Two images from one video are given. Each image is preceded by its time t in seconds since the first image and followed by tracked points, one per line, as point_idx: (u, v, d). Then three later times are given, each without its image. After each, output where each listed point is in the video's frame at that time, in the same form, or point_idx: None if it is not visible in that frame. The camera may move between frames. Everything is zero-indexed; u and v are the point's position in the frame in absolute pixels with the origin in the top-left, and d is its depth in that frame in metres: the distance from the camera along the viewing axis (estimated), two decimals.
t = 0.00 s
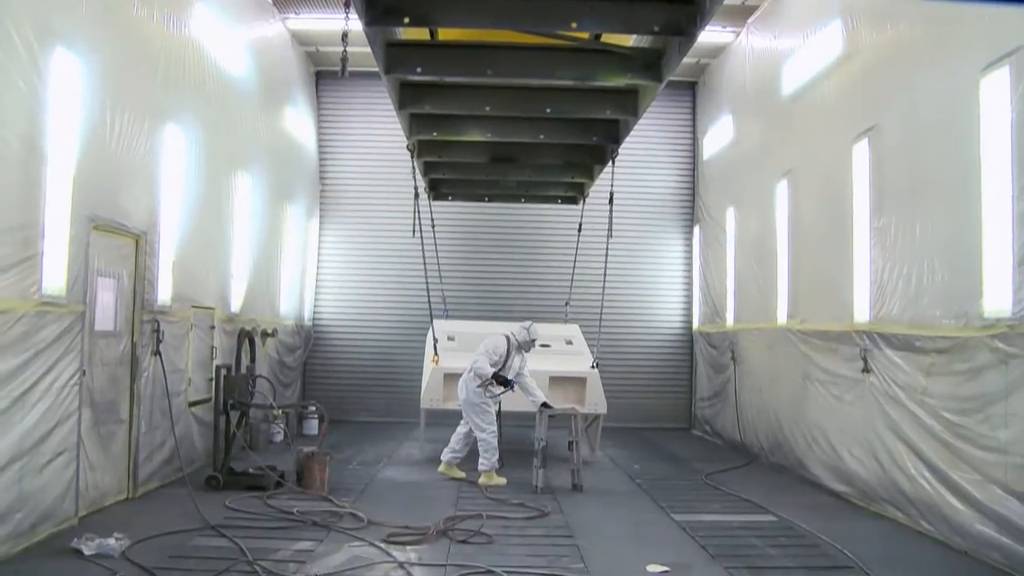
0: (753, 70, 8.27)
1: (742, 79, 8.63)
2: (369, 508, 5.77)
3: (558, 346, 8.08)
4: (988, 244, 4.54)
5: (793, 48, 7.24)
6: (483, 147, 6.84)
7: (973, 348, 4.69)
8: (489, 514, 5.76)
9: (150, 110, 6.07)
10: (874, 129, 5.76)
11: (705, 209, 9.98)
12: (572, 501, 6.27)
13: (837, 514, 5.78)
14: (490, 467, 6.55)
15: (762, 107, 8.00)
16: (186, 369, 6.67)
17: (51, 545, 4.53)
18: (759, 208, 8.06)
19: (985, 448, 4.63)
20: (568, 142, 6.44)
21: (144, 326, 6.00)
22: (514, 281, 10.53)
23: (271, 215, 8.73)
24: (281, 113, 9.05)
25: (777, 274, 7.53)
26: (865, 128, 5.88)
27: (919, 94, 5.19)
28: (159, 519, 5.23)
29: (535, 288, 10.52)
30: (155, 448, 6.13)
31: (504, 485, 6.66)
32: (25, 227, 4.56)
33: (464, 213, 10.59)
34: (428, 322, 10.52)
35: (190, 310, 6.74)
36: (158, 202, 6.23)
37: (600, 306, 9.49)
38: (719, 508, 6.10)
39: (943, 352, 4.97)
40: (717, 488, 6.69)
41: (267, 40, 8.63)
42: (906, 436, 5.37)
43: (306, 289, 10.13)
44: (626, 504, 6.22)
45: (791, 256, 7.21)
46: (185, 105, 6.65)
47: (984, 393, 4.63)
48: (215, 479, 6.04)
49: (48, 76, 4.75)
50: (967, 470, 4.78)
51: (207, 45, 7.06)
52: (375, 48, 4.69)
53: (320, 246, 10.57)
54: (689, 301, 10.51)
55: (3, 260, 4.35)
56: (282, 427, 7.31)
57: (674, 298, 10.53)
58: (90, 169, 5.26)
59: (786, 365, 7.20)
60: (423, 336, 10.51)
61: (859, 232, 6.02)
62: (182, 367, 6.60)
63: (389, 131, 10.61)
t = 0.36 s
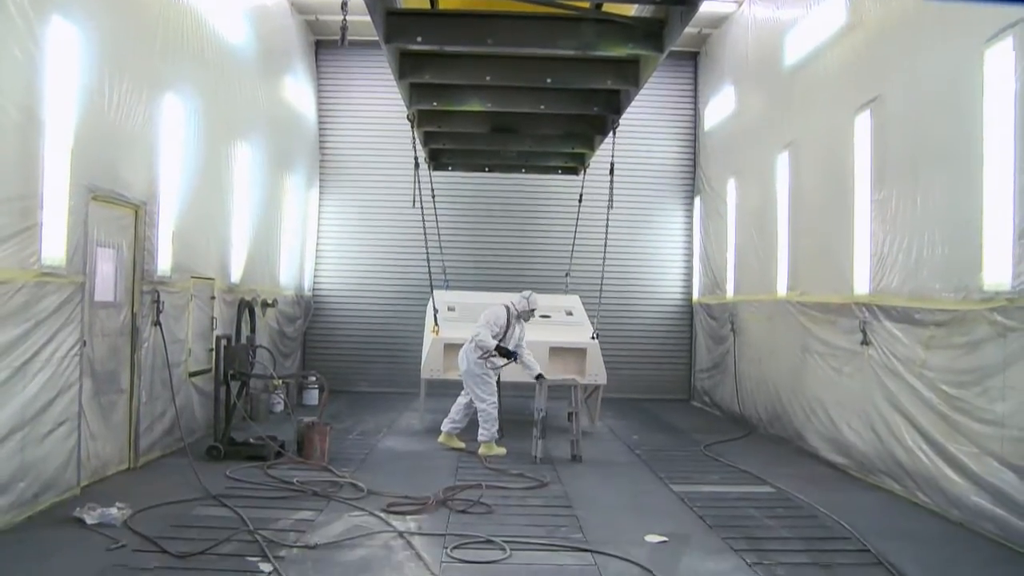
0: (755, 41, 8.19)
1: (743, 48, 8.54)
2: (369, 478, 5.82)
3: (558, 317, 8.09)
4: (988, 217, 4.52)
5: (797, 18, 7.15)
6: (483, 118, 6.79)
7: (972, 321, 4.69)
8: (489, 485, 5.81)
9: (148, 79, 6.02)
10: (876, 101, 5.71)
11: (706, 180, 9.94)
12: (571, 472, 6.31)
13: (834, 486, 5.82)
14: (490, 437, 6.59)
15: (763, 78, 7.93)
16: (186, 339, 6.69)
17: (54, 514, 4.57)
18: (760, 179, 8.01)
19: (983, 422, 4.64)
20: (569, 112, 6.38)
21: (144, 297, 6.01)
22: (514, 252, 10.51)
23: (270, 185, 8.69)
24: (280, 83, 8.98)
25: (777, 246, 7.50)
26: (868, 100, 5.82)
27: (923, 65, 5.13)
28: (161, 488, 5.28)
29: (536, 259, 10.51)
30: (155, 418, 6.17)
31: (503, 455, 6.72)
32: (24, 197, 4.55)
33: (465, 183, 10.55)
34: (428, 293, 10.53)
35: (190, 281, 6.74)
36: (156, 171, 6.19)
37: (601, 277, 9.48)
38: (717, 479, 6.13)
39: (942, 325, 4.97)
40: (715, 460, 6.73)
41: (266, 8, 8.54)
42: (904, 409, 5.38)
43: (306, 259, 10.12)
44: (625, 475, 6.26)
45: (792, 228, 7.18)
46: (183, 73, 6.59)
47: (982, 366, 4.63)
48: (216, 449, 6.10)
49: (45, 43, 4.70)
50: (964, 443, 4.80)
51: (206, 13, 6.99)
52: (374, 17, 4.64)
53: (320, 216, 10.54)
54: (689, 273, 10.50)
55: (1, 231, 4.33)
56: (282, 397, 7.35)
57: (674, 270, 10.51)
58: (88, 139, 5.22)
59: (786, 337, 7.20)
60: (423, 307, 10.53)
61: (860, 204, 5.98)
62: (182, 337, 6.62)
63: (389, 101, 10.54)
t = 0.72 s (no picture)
0: (762, 16, 8.10)
1: (750, 23, 8.46)
2: (374, 454, 5.87)
3: (563, 293, 8.09)
4: (995, 195, 4.49)
5: None
6: (488, 95, 6.75)
7: (977, 299, 4.67)
8: (493, 460, 5.85)
9: (152, 54, 6.00)
10: (883, 76, 5.65)
11: (711, 156, 9.89)
12: (575, 448, 6.35)
13: (837, 463, 5.84)
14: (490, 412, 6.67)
15: (770, 53, 7.85)
16: (192, 316, 6.73)
17: (62, 489, 4.63)
18: (766, 155, 7.96)
19: (986, 399, 4.64)
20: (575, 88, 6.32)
21: (150, 273, 6.02)
22: (519, 228, 10.50)
23: (275, 160, 8.68)
24: (285, 58, 8.93)
25: (782, 222, 7.47)
26: (875, 76, 5.77)
27: (932, 40, 5.07)
28: (168, 464, 5.34)
29: (541, 235, 10.51)
30: (162, 394, 6.21)
31: (508, 431, 6.76)
32: (30, 174, 4.56)
33: (469, 159, 10.52)
34: (432, 269, 10.54)
35: (196, 257, 6.76)
36: (161, 146, 6.18)
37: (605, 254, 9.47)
38: (721, 455, 6.16)
39: (947, 302, 4.95)
40: (719, 436, 6.75)
41: None
42: (908, 386, 5.38)
43: (311, 235, 10.12)
44: (629, 451, 6.29)
45: (797, 205, 7.15)
46: (188, 49, 6.57)
47: (987, 344, 4.62)
48: (222, 425, 6.15)
49: (47, 19, 4.68)
50: (967, 420, 4.81)
51: None
52: None
53: (325, 191, 10.54)
54: (694, 249, 10.48)
55: (7, 208, 4.35)
56: (288, 373, 7.39)
57: (679, 246, 10.49)
58: (92, 115, 5.21)
59: (791, 314, 7.19)
60: (428, 283, 10.55)
61: (866, 181, 5.95)
62: (188, 313, 6.65)
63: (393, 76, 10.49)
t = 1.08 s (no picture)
0: None
1: None
2: (378, 427, 5.91)
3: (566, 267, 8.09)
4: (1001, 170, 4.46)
5: None
6: (491, 68, 6.70)
7: (981, 274, 4.65)
8: (497, 433, 5.88)
9: (154, 27, 5.96)
10: (890, 49, 5.59)
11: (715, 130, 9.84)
12: (579, 421, 6.38)
13: (840, 437, 5.85)
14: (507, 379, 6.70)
15: (776, 25, 7.76)
16: (196, 289, 6.75)
17: (68, 462, 4.68)
18: (771, 127, 7.90)
19: (989, 374, 4.63)
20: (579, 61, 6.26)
21: (154, 247, 6.03)
22: (523, 201, 10.47)
23: (278, 133, 8.64)
24: (287, 29, 8.86)
25: (787, 196, 7.44)
26: (882, 48, 5.71)
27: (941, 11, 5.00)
28: (174, 437, 5.38)
29: (545, 208, 10.48)
30: (167, 368, 6.25)
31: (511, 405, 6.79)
32: (32, 148, 4.54)
33: (473, 132, 10.46)
34: (436, 243, 10.54)
35: (199, 231, 6.76)
36: (164, 120, 6.16)
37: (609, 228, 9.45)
38: (724, 429, 6.18)
39: (951, 278, 4.93)
40: (722, 410, 6.78)
41: None
42: (911, 360, 5.38)
43: (315, 209, 10.10)
44: (632, 424, 6.32)
45: (802, 179, 7.11)
46: (190, 21, 6.52)
47: (990, 319, 4.61)
48: (226, 398, 6.19)
49: None
50: (969, 395, 4.81)
51: None
52: None
53: (329, 164, 10.51)
54: (699, 223, 10.45)
55: (10, 182, 4.34)
56: (292, 347, 7.43)
57: (683, 220, 10.47)
58: (94, 88, 5.18)
59: (795, 288, 7.18)
60: (432, 257, 10.55)
61: (871, 154, 5.91)
62: (192, 287, 6.67)
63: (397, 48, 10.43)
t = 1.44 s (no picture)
0: None
1: None
2: (379, 402, 5.94)
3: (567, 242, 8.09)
4: (1003, 145, 4.45)
5: None
6: (491, 42, 6.64)
7: (982, 250, 4.64)
8: (497, 408, 5.91)
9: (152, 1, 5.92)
10: (894, 22, 5.54)
11: (716, 104, 9.78)
12: (579, 396, 6.40)
13: (839, 411, 5.87)
14: (498, 359, 6.91)
15: None
16: (196, 265, 6.76)
17: (71, 437, 4.71)
18: (772, 102, 7.85)
19: (988, 349, 4.64)
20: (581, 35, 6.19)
21: (153, 223, 6.03)
22: (524, 176, 10.44)
23: (277, 108, 8.60)
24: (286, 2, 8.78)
25: (787, 171, 7.41)
26: (885, 21, 5.66)
27: None
28: (175, 412, 5.42)
29: (545, 183, 10.45)
30: (167, 343, 6.28)
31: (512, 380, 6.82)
32: (30, 124, 4.52)
33: (474, 106, 10.41)
34: (436, 218, 10.53)
35: (199, 207, 6.76)
36: (162, 95, 6.13)
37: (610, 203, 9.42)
38: (724, 404, 6.20)
39: (952, 253, 4.92)
40: (722, 384, 6.80)
41: None
42: (911, 335, 5.39)
43: (315, 183, 10.08)
44: (632, 399, 6.35)
45: (803, 154, 7.08)
46: None
47: (990, 295, 4.60)
48: (227, 373, 6.22)
49: None
50: (969, 370, 4.82)
51: None
52: None
53: (329, 138, 10.47)
54: (699, 197, 10.43)
55: (8, 158, 4.33)
56: (292, 322, 7.45)
57: (684, 194, 10.44)
58: (92, 63, 5.16)
59: (795, 263, 7.18)
60: (432, 232, 10.54)
61: (873, 130, 5.87)
62: (192, 263, 6.68)
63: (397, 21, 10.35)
